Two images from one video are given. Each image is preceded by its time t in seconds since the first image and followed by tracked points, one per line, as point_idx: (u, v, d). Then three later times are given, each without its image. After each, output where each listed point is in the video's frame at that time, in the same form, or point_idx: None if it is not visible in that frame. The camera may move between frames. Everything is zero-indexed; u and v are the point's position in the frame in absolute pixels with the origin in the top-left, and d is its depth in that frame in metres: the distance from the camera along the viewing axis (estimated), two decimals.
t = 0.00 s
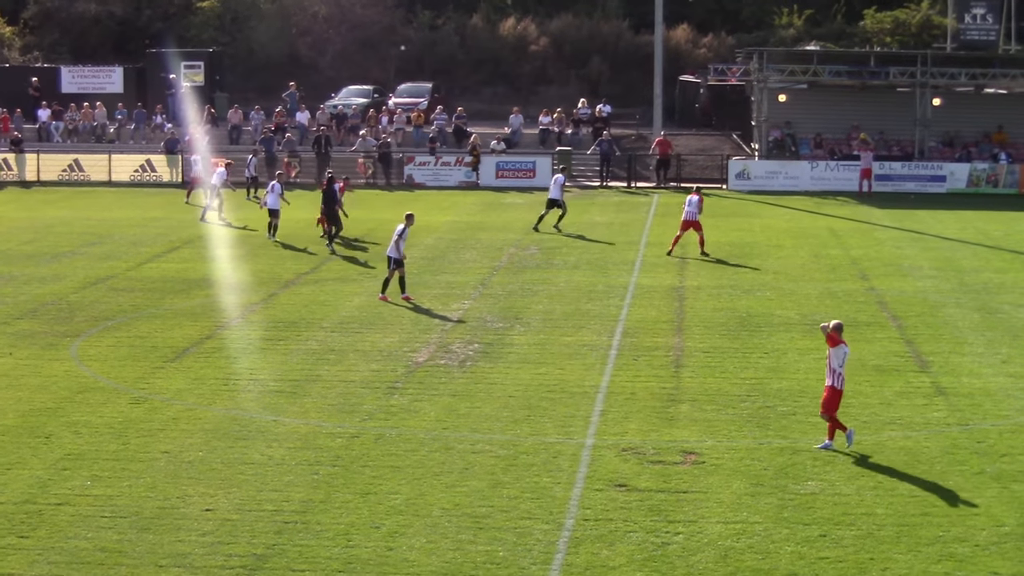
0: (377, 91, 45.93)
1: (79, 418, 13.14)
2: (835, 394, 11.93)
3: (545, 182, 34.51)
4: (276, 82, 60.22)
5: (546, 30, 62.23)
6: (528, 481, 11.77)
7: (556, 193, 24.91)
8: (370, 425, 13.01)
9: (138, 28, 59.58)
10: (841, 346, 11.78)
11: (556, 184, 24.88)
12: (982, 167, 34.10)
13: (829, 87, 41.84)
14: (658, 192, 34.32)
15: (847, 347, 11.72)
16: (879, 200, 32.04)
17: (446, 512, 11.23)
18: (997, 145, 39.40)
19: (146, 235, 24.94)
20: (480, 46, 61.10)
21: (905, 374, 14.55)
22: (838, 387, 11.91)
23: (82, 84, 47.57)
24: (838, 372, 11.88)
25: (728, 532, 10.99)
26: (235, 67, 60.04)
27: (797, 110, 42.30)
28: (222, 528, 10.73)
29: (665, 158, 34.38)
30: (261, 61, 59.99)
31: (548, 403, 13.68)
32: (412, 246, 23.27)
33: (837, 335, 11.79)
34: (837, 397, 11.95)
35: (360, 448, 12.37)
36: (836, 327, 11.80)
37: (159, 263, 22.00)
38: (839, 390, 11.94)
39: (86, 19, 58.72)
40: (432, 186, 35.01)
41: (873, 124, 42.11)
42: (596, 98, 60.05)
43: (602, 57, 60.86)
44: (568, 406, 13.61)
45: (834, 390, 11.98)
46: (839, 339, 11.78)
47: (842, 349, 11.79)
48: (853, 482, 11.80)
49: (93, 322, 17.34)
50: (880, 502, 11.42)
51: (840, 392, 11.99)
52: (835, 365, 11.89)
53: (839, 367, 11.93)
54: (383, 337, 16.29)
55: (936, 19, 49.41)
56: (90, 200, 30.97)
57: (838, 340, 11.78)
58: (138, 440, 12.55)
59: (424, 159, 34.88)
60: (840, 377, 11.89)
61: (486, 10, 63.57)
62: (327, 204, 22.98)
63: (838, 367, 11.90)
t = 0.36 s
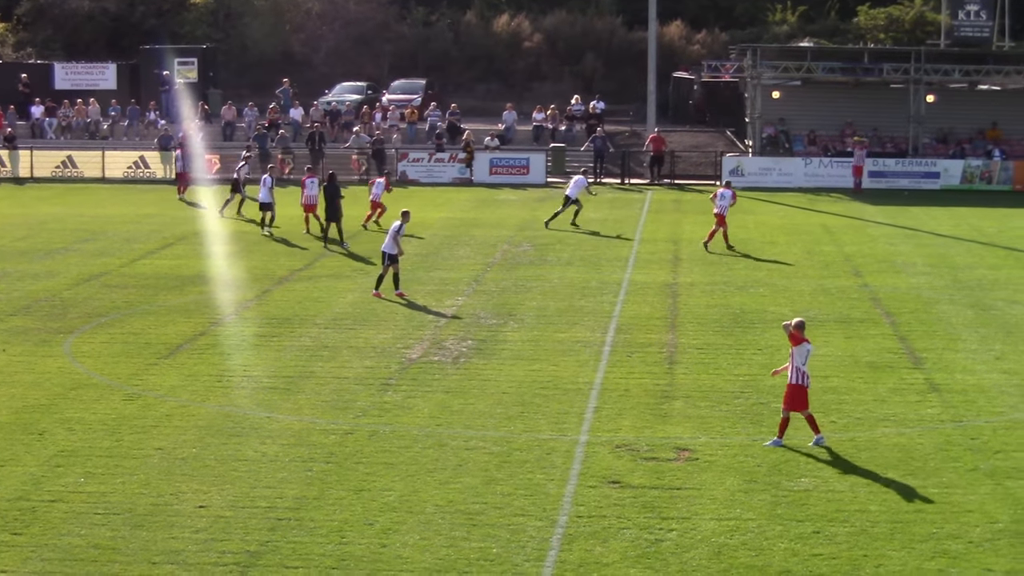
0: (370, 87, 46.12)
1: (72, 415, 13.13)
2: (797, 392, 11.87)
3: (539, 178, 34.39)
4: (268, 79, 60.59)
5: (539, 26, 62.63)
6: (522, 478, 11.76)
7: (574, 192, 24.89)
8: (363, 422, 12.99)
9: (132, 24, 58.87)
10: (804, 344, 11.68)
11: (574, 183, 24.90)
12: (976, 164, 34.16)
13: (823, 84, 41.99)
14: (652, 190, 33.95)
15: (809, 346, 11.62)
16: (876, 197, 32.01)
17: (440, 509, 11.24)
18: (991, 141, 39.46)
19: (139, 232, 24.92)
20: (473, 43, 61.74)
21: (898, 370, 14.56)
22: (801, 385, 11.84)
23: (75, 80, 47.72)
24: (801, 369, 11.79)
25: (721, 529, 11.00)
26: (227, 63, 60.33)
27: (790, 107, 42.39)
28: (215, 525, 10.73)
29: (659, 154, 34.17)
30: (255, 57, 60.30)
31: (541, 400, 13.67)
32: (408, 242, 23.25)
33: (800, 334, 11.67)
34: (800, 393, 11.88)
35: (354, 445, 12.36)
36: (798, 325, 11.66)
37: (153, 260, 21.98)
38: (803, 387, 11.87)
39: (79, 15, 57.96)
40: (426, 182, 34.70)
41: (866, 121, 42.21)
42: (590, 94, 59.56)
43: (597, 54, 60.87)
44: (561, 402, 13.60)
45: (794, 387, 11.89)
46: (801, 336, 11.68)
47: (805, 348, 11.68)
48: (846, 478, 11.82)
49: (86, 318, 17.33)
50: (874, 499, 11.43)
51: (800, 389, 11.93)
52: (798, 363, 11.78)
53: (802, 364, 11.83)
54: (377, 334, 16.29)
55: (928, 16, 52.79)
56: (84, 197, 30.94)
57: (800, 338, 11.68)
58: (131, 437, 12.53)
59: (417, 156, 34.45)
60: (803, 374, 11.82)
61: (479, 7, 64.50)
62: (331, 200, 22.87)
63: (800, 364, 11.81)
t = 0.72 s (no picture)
0: (307, 88, 45.50)
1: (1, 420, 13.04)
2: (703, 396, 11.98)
3: (472, 179, 34.47)
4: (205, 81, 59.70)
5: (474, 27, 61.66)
6: (455, 480, 11.76)
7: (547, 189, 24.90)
8: (296, 425, 12.95)
9: (65, 27, 59.09)
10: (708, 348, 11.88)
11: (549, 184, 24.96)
12: (909, 163, 34.63)
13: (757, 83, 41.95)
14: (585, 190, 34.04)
15: (713, 347, 11.82)
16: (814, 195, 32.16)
17: (373, 512, 11.22)
18: (924, 140, 39.75)
19: (73, 235, 24.80)
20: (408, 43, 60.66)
21: (832, 370, 14.62)
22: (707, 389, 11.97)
23: (6, 83, 46.79)
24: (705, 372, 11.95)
25: (654, 528, 11.02)
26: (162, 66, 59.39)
27: (724, 107, 41.93)
28: (148, 529, 10.68)
29: (594, 154, 34.17)
30: (191, 57, 59.67)
31: (475, 401, 13.66)
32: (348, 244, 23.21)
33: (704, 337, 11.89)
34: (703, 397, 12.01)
35: (287, 448, 12.33)
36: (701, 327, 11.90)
37: (86, 263, 21.86)
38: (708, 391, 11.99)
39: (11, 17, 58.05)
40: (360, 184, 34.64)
41: (800, 120, 42.13)
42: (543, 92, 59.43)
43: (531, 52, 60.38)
44: (494, 404, 13.59)
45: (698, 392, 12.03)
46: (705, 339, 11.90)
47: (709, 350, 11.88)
48: (778, 477, 11.87)
49: (17, 323, 17.22)
50: (806, 497, 11.47)
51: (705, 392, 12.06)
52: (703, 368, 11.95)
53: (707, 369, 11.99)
54: (310, 336, 16.24)
55: (864, 14, 51.60)
56: (31, 199, 30.71)
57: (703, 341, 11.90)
58: (62, 442, 12.46)
59: (352, 157, 34.47)
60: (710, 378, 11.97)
61: (413, 9, 63.13)
62: (270, 203, 22.59)
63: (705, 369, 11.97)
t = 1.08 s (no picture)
0: (161, 90, 45.92)
1: None
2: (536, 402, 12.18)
3: (329, 179, 34.61)
4: (58, 82, 58.41)
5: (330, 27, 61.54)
6: (313, 480, 11.82)
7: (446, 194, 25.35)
8: (153, 427, 12.96)
9: None
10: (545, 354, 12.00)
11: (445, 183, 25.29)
12: (765, 162, 35.96)
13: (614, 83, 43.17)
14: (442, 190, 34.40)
15: (545, 353, 11.94)
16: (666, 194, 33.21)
17: (231, 513, 11.21)
18: (780, 138, 41.98)
19: None
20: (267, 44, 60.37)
21: (690, 368, 15.11)
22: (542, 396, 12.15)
23: None
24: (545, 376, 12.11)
25: (514, 526, 11.17)
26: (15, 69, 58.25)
27: (581, 105, 43.39)
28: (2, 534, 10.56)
29: (450, 153, 34.61)
30: (41, 59, 58.01)
31: (333, 402, 13.83)
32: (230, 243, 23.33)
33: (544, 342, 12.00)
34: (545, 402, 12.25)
35: (145, 450, 12.34)
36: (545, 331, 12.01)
37: None
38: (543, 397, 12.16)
39: None
40: (214, 184, 34.72)
41: (656, 120, 43.77)
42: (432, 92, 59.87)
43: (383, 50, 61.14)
44: (353, 404, 13.78)
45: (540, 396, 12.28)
46: (542, 346, 12.00)
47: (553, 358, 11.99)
48: (639, 476, 12.02)
49: None
50: (666, 493, 11.71)
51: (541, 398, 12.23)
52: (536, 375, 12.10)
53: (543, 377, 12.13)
54: (167, 338, 16.33)
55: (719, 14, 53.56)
56: None
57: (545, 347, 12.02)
58: None
59: (206, 159, 34.52)
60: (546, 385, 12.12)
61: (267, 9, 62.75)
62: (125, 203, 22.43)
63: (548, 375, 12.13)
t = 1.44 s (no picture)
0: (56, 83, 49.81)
1: None
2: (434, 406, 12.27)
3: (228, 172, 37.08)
4: None
5: (229, 19, 66.64)
6: (213, 474, 11.97)
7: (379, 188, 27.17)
8: (50, 421, 13.07)
9: None
10: (438, 356, 12.10)
11: (379, 179, 27.19)
12: (665, 155, 39.04)
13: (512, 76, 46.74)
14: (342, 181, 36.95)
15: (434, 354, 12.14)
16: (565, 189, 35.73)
17: (130, 507, 11.29)
18: (680, 131, 45.03)
19: None
20: (163, 36, 64.49)
21: (592, 361, 15.65)
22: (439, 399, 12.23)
23: None
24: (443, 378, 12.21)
25: (416, 519, 11.32)
26: None
27: (482, 97, 47.11)
28: None
29: (350, 146, 37.61)
30: None
31: (233, 395, 14.12)
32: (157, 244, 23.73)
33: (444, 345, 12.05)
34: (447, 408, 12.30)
35: (40, 444, 12.42)
36: (450, 335, 12.06)
37: None
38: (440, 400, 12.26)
39: None
40: (113, 176, 37.01)
41: (559, 112, 47.37)
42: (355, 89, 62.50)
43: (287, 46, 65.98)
44: (253, 398, 14.04)
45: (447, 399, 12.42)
46: (439, 348, 12.18)
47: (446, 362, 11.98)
48: (541, 469, 12.31)
49: None
50: (568, 488, 11.95)
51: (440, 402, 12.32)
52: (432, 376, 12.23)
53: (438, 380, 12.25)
54: (64, 331, 16.70)
55: (620, 7, 53.69)
56: None
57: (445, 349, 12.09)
58: None
59: (105, 151, 36.83)
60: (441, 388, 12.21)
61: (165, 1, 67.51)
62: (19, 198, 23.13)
63: (445, 378, 12.23)
